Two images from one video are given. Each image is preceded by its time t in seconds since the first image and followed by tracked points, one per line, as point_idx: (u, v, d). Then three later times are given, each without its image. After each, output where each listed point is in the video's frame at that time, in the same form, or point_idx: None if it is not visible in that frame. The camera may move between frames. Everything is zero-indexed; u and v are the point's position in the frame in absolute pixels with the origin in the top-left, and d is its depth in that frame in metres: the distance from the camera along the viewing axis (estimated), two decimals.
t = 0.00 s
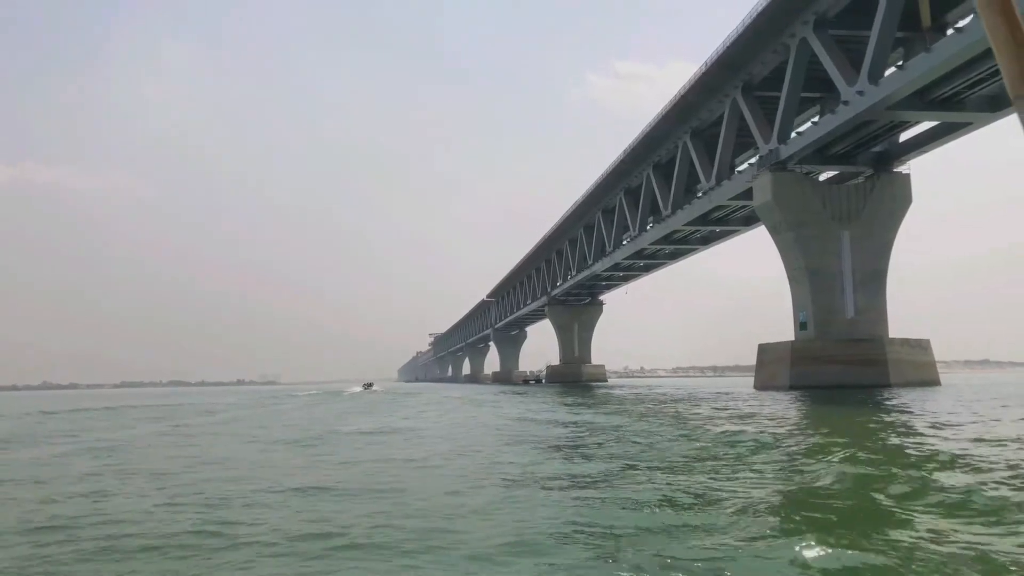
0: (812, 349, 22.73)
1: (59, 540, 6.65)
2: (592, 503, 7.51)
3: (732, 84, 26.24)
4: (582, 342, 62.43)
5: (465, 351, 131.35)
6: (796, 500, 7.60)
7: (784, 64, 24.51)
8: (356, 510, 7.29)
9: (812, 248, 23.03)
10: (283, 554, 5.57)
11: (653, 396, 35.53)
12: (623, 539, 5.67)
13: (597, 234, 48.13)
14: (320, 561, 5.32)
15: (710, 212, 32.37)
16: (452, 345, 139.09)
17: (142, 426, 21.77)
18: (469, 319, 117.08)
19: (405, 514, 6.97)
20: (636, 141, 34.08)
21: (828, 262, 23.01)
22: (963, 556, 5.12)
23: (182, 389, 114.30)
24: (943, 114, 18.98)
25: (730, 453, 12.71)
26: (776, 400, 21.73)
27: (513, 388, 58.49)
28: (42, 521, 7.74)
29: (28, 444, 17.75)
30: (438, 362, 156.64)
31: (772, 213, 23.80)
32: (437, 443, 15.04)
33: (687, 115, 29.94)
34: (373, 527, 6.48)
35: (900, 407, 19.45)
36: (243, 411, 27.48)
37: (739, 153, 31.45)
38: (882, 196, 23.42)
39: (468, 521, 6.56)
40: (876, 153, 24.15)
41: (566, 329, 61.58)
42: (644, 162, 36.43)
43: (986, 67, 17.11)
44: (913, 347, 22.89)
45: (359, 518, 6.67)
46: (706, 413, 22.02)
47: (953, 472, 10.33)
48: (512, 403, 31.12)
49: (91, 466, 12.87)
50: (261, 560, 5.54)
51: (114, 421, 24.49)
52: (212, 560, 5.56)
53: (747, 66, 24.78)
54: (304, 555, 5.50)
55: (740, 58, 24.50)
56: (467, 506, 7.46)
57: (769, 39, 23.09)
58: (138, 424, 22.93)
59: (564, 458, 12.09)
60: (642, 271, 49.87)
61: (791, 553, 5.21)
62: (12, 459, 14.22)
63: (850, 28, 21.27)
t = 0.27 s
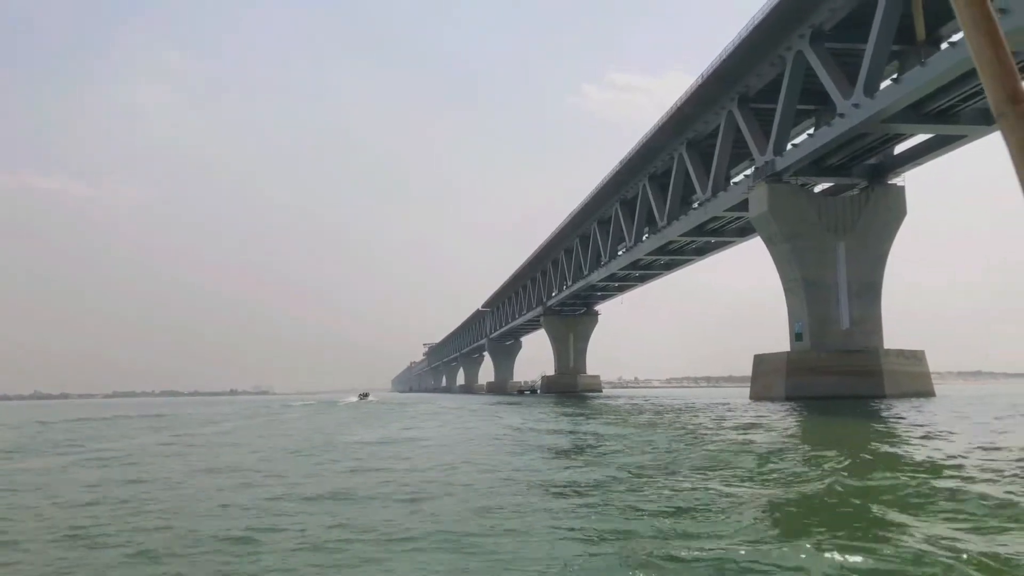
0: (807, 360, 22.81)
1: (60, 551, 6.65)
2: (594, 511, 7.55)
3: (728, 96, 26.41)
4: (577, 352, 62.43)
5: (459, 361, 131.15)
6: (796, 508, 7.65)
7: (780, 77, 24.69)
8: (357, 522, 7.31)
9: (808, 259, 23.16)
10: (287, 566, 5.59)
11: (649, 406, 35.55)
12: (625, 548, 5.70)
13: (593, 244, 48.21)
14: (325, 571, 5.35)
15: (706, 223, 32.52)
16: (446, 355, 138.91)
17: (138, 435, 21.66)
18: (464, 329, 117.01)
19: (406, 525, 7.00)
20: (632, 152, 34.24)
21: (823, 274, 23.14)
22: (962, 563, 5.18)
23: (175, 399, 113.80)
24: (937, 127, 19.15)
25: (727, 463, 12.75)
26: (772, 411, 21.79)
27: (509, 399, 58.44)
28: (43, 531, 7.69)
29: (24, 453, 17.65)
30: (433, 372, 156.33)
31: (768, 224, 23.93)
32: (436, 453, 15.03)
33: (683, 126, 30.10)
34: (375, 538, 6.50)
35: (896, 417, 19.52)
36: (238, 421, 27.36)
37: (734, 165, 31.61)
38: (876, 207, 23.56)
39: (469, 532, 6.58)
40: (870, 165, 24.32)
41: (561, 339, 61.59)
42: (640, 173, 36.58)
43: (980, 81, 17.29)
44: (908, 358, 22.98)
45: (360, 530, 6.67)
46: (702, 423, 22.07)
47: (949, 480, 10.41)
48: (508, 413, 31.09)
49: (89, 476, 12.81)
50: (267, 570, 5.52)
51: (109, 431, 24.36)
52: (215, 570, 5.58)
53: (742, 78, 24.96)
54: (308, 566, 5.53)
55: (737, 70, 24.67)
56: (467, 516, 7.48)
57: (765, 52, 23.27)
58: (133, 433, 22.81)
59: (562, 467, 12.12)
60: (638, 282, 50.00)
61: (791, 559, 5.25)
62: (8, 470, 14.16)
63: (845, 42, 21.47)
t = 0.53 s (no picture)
0: (796, 373, 22.88)
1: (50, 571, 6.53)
2: (589, 525, 7.55)
3: (715, 111, 26.62)
4: (565, 367, 62.39)
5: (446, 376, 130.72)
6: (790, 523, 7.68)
7: (766, 92, 24.92)
8: (353, 538, 7.23)
9: (796, 272, 23.30)
10: None
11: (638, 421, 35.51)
12: (625, 563, 5.67)
13: (581, 258, 48.31)
14: None
15: (693, 237, 32.67)
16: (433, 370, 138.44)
17: (125, 454, 21.44)
18: (451, 344, 116.73)
19: (404, 541, 6.94)
20: (620, 167, 34.40)
21: (811, 287, 23.27)
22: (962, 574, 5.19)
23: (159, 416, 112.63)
24: (923, 141, 19.37)
25: (720, 476, 12.78)
26: (762, 424, 21.82)
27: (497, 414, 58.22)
28: (40, 551, 7.61)
29: (10, 473, 17.42)
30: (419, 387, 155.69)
31: (756, 238, 24.07)
32: (429, 469, 14.97)
33: (670, 141, 30.30)
34: (373, 554, 6.43)
35: (885, 430, 19.59)
36: (227, 438, 27.14)
37: (721, 179, 31.82)
38: (863, 221, 23.77)
39: (468, 546, 6.54)
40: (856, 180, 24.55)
41: (549, 354, 61.53)
42: (627, 188, 36.75)
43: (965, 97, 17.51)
44: (896, 371, 23.11)
45: (357, 547, 6.60)
46: (693, 437, 22.05)
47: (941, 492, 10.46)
48: (497, 429, 30.96)
49: (78, 495, 12.63)
50: None
51: (95, 449, 24.08)
52: None
53: (729, 93, 25.17)
54: None
55: (724, 86, 24.92)
56: (465, 531, 7.43)
57: (751, 68, 23.51)
58: (121, 451, 22.58)
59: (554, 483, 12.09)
60: (626, 296, 50.12)
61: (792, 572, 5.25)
62: None
63: (830, 58, 21.75)
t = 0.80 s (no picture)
0: (788, 385, 22.96)
1: None
2: (585, 539, 7.50)
3: (705, 124, 26.79)
4: (556, 379, 62.36)
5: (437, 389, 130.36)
6: (786, 535, 7.66)
7: (756, 106, 25.11)
8: (351, 551, 7.21)
9: (786, 284, 23.43)
10: None
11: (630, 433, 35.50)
12: None
13: (572, 270, 48.38)
14: None
15: (685, 249, 32.81)
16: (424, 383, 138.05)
17: (116, 467, 21.29)
18: (442, 356, 116.48)
19: (402, 554, 6.91)
20: (611, 180, 34.55)
21: (802, 298, 23.40)
22: None
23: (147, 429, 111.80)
24: (911, 154, 19.56)
25: (714, 488, 12.77)
26: (754, 435, 21.86)
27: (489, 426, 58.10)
28: (36, 565, 7.56)
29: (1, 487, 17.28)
30: (410, 400, 155.17)
31: (746, 250, 24.20)
32: (423, 481, 14.92)
33: (661, 154, 30.47)
34: (371, 567, 6.41)
35: (876, 441, 19.66)
36: (218, 450, 27.01)
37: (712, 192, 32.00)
38: (853, 233, 23.94)
39: (467, 560, 6.52)
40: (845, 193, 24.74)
41: (540, 366, 61.49)
42: (619, 200, 36.90)
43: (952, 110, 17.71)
44: (887, 382, 23.21)
45: (356, 561, 6.58)
46: (685, 448, 22.06)
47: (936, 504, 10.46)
48: (489, 441, 30.89)
49: (69, 508, 12.53)
50: None
51: (85, 463, 23.91)
52: None
53: (720, 106, 25.36)
54: None
55: (714, 99, 25.08)
56: (463, 544, 7.42)
57: (741, 81, 23.68)
58: (112, 464, 22.44)
59: (548, 496, 12.06)
60: (617, 308, 50.17)
61: None
62: None
63: (819, 71, 21.94)
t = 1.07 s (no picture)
0: (786, 390, 23.06)
1: None
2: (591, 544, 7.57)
3: (703, 131, 26.92)
4: (555, 385, 62.41)
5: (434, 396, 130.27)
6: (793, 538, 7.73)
7: (754, 112, 25.24)
8: (360, 561, 7.27)
9: (785, 290, 23.53)
10: None
11: (629, 438, 35.54)
12: None
13: (570, 276, 48.47)
14: None
15: (683, 255, 32.91)
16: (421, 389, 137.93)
17: (118, 475, 21.30)
18: (439, 363, 116.44)
19: (411, 565, 6.97)
20: (609, 186, 34.68)
21: (800, 304, 23.50)
22: None
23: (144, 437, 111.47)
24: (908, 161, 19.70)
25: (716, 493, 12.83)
26: (754, 441, 21.93)
27: (487, 432, 58.12)
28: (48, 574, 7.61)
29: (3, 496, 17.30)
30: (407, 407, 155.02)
31: (745, 256, 24.30)
32: (425, 489, 14.95)
33: (658, 161, 30.60)
34: None
35: (875, 446, 19.74)
36: (219, 457, 27.04)
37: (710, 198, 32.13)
38: (850, 239, 24.07)
39: (475, 570, 6.57)
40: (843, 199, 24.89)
41: (538, 373, 61.55)
42: (616, 207, 37.01)
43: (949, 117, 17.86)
44: (885, 387, 23.31)
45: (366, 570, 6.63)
46: (685, 454, 22.12)
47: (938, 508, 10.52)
48: (488, 447, 30.93)
49: (73, 517, 12.55)
50: None
51: (86, 471, 23.91)
52: None
53: (718, 113, 25.49)
54: None
55: (712, 106, 25.20)
56: (471, 553, 7.47)
57: (739, 88, 23.80)
58: (113, 472, 22.44)
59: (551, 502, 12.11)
60: (615, 313, 50.26)
61: None
62: None
63: (817, 78, 22.08)
